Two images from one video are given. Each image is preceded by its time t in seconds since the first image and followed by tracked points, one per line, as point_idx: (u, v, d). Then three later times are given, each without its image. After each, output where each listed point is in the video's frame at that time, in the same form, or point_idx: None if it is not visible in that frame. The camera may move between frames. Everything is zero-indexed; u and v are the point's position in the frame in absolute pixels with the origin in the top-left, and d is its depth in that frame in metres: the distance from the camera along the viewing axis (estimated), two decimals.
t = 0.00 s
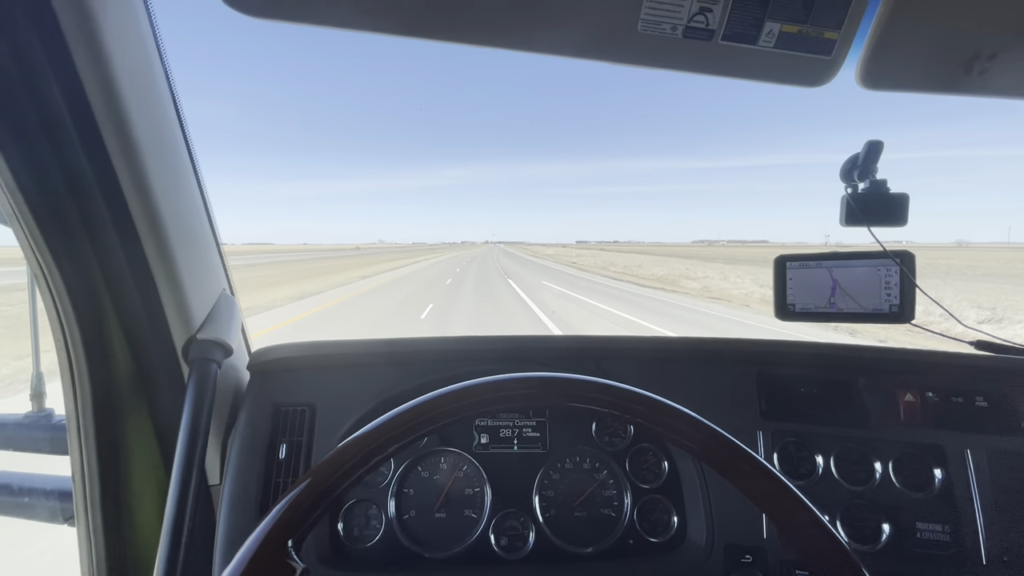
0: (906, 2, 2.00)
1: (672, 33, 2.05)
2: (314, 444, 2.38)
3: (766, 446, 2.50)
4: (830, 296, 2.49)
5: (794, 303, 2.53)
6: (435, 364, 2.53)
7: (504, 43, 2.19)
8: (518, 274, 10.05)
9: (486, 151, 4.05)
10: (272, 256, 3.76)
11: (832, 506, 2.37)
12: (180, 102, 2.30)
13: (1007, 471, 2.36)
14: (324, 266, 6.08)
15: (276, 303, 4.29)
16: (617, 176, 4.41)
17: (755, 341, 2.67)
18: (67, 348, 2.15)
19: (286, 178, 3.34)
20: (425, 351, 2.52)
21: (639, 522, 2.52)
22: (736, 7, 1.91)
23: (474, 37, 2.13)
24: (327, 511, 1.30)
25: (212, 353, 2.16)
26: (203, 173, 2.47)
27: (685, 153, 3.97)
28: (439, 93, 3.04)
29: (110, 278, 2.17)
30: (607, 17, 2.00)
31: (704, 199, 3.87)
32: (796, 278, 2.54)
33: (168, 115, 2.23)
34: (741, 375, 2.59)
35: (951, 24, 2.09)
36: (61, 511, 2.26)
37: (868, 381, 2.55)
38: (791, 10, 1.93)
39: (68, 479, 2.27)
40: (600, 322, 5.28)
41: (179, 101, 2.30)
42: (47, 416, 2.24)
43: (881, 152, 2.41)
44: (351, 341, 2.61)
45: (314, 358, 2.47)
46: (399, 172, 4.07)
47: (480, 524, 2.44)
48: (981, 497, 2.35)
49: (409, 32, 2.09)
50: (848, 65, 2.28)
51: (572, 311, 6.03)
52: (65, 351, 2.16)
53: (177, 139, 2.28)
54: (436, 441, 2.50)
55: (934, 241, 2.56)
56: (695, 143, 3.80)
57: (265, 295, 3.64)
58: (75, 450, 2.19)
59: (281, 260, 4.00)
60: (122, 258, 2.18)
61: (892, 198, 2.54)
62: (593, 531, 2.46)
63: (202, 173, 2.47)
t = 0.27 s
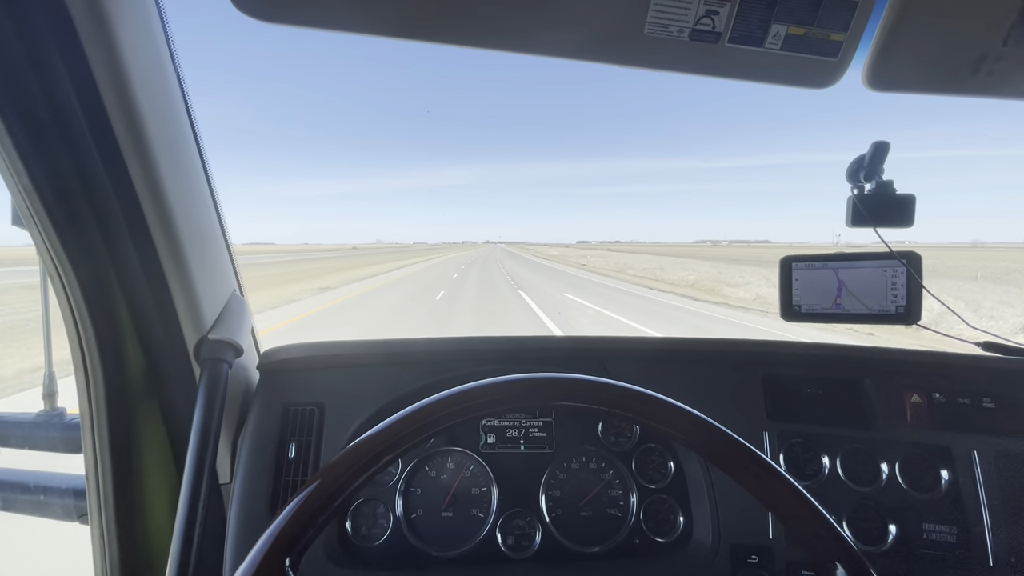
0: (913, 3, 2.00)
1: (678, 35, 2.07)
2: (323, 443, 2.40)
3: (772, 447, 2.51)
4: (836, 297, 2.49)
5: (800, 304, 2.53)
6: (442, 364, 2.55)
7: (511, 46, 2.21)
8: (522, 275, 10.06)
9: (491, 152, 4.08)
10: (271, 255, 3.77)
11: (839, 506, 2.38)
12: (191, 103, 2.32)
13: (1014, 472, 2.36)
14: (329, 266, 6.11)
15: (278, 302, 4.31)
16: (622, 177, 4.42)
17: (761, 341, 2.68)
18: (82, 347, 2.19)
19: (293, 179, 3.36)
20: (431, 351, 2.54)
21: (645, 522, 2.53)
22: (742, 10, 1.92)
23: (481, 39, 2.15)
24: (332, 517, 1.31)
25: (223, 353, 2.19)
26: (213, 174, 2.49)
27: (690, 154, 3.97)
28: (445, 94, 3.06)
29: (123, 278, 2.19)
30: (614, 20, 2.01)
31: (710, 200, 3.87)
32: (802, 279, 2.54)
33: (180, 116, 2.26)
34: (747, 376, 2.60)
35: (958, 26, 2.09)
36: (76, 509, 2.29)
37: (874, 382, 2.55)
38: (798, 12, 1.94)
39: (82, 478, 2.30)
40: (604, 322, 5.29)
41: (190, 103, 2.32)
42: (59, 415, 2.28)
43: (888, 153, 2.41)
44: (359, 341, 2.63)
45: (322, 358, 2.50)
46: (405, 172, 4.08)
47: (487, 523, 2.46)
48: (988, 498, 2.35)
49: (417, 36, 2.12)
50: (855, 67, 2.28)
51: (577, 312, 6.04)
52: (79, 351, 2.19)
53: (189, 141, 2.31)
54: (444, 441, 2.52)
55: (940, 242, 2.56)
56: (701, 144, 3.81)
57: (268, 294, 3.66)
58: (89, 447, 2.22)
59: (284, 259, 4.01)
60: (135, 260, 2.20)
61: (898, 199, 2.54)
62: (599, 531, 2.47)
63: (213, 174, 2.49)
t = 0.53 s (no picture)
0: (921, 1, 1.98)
1: (683, 33, 2.05)
2: (326, 442, 2.39)
3: (776, 448, 2.49)
4: (841, 297, 2.47)
5: (805, 304, 2.51)
6: (445, 364, 2.54)
7: (515, 45, 2.20)
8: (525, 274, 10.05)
9: (494, 151, 4.07)
10: (271, 253, 3.76)
11: (844, 508, 2.37)
12: (195, 102, 2.32)
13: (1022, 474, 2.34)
14: (331, 265, 6.11)
15: (278, 300, 4.30)
16: (625, 176, 4.40)
17: (765, 341, 2.66)
18: (85, 345, 2.19)
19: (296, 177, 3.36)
20: (434, 350, 2.53)
21: (648, 522, 2.52)
22: (748, 8, 1.91)
23: (485, 38, 2.14)
24: (336, 517, 1.30)
25: (226, 353, 2.18)
26: (217, 172, 2.49)
27: (694, 153, 3.96)
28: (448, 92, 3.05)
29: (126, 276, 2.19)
30: (618, 18, 2.00)
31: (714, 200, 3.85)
32: (806, 279, 2.51)
33: (183, 114, 2.26)
34: (751, 376, 2.59)
35: (966, 24, 2.07)
36: (78, 507, 2.30)
37: (880, 382, 2.53)
38: (804, 10, 1.93)
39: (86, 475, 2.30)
40: (607, 322, 5.27)
41: (193, 101, 2.32)
42: (66, 414, 2.26)
43: (894, 152, 2.40)
44: (362, 340, 2.62)
45: (325, 357, 2.49)
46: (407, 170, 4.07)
47: (490, 523, 2.45)
48: (994, 500, 2.33)
49: (421, 34, 2.11)
50: (861, 65, 2.26)
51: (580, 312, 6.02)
52: (83, 349, 2.20)
53: (192, 141, 2.31)
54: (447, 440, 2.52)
55: (946, 242, 2.54)
56: (704, 143, 3.79)
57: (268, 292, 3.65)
58: (93, 445, 2.22)
59: (285, 257, 4.01)
60: (139, 259, 2.20)
61: (904, 198, 2.52)
62: (602, 531, 2.46)
63: (216, 173, 2.49)
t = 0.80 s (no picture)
0: (918, 4, 2.00)
1: (682, 37, 2.07)
2: (327, 442, 2.42)
3: (774, 449, 2.51)
4: (840, 298, 2.49)
5: (804, 305, 2.53)
6: (445, 365, 2.56)
7: (516, 48, 2.22)
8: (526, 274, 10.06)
9: (494, 153, 4.08)
10: (273, 254, 3.78)
11: (841, 508, 2.38)
12: (197, 105, 2.34)
13: (1018, 475, 2.36)
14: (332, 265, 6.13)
15: (279, 300, 4.32)
16: (625, 177, 4.42)
17: (764, 342, 2.68)
18: (89, 346, 2.22)
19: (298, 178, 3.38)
20: (434, 351, 2.55)
21: (646, 522, 2.54)
22: (746, 12, 1.92)
23: (485, 42, 2.16)
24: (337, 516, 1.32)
25: (228, 354, 2.20)
26: (219, 174, 2.51)
27: (694, 154, 3.97)
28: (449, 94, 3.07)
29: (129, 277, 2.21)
30: (617, 22, 2.02)
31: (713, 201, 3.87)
32: (805, 280, 2.53)
33: (185, 117, 2.28)
34: (749, 377, 2.60)
35: (963, 27, 2.08)
36: (82, 506, 2.32)
37: (877, 384, 2.55)
38: (802, 13, 1.94)
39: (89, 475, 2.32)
40: (607, 322, 5.28)
41: (195, 104, 2.34)
42: (67, 413, 2.29)
43: (892, 154, 2.41)
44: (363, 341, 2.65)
45: (326, 358, 2.51)
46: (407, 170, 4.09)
47: (489, 522, 2.47)
48: (991, 502, 2.35)
49: (422, 38, 2.14)
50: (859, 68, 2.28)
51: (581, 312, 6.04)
52: (86, 350, 2.22)
53: (195, 144, 2.33)
54: (447, 441, 2.54)
55: (944, 244, 2.55)
56: (705, 143, 3.80)
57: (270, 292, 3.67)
58: (96, 445, 2.25)
59: (285, 256, 4.02)
60: (142, 260, 2.22)
61: (903, 199, 2.53)
62: (601, 531, 2.48)
63: (218, 175, 2.51)
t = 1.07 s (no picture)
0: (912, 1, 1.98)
1: (674, 34, 2.05)
2: (319, 441, 2.40)
3: (768, 448, 2.50)
4: (836, 297, 2.47)
5: (800, 303, 2.52)
6: (438, 364, 2.55)
7: (508, 46, 2.20)
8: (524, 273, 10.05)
9: (489, 152, 4.07)
10: (267, 254, 3.77)
11: (836, 508, 2.37)
12: (186, 103, 2.33)
13: (1014, 474, 2.34)
14: (328, 265, 6.11)
15: (273, 300, 4.30)
16: (622, 176, 4.40)
17: (759, 341, 2.66)
18: (77, 346, 2.20)
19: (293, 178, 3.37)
20: (427, 350, 2.54)
21: (640, 522, 2.52)
22: (738, 9, 1.91)
23: (477, 40, 2.15)
24: (323, 516, 1.30)
25: (219, 353, 2.19)
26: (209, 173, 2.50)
27: (690, 152, 3.95)
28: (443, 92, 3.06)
29: (118, 276, 2.20)
30: (610, 18, 2.00)
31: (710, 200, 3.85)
32: (801, 278, 2.52)
33: (175, 115, 2.27)
34: (744, 376, 2.59)
35: (958, 24, 2.07)
36: (72, 506, 2.29)
37: (872, 382, 2.54)
38: (795, 10, 1.93)
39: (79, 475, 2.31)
40: (604, 321, 5.27)
41: (185, 102, 2.33)
42: (59, 413, 2.29)
43: (888, 152, 2.39)
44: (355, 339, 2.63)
45: (318, 357, 2.50)
46: (403, 169, 4.08)
47: (482, 522, 2.46)
48: (986, 501, 2.33)
49: (413, 35, 2.12)
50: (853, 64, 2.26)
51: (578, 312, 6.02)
52: (75, 350, 2.20)
53: (184, 143, 2.32)
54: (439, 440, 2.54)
55: (939, 242, 2.54)
56: (701, 142, 3.79)
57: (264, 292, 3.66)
58: (85, 445, 2.23)
59: (280, 256, 4.01)
60: (131, 259, 2.21)
61: (899, 198, 2.51)
62: (594, 530, 2.47)
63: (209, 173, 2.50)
